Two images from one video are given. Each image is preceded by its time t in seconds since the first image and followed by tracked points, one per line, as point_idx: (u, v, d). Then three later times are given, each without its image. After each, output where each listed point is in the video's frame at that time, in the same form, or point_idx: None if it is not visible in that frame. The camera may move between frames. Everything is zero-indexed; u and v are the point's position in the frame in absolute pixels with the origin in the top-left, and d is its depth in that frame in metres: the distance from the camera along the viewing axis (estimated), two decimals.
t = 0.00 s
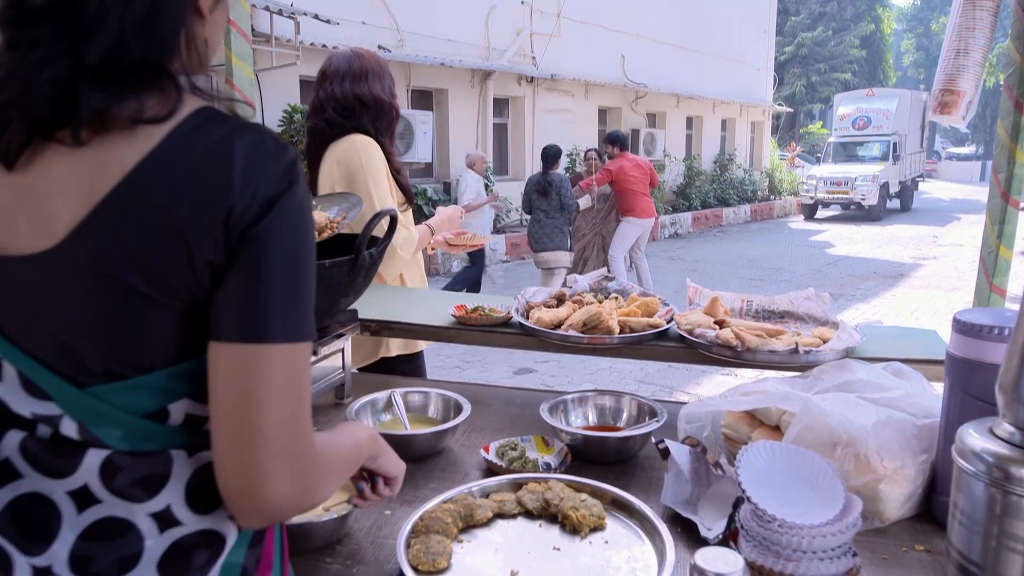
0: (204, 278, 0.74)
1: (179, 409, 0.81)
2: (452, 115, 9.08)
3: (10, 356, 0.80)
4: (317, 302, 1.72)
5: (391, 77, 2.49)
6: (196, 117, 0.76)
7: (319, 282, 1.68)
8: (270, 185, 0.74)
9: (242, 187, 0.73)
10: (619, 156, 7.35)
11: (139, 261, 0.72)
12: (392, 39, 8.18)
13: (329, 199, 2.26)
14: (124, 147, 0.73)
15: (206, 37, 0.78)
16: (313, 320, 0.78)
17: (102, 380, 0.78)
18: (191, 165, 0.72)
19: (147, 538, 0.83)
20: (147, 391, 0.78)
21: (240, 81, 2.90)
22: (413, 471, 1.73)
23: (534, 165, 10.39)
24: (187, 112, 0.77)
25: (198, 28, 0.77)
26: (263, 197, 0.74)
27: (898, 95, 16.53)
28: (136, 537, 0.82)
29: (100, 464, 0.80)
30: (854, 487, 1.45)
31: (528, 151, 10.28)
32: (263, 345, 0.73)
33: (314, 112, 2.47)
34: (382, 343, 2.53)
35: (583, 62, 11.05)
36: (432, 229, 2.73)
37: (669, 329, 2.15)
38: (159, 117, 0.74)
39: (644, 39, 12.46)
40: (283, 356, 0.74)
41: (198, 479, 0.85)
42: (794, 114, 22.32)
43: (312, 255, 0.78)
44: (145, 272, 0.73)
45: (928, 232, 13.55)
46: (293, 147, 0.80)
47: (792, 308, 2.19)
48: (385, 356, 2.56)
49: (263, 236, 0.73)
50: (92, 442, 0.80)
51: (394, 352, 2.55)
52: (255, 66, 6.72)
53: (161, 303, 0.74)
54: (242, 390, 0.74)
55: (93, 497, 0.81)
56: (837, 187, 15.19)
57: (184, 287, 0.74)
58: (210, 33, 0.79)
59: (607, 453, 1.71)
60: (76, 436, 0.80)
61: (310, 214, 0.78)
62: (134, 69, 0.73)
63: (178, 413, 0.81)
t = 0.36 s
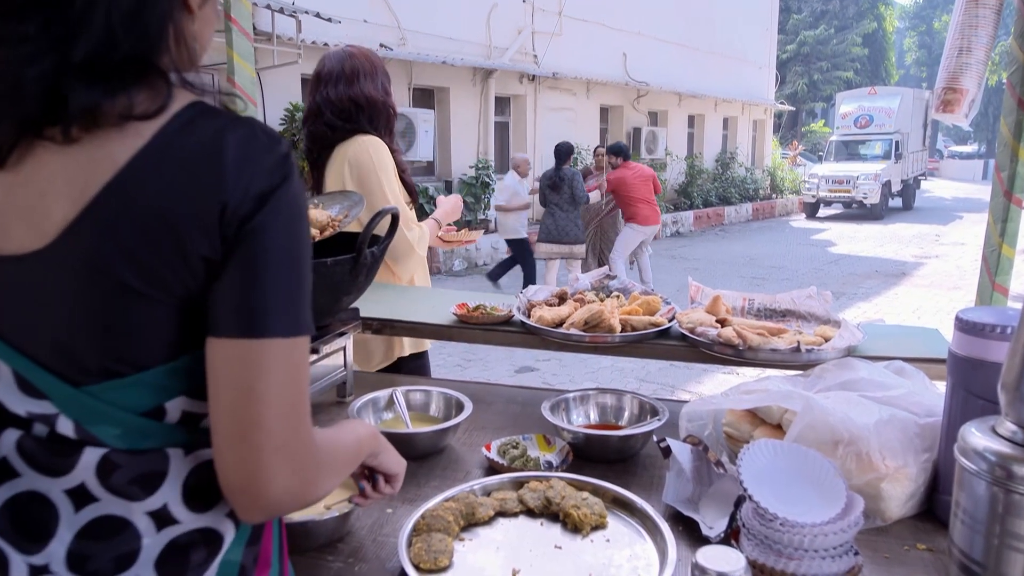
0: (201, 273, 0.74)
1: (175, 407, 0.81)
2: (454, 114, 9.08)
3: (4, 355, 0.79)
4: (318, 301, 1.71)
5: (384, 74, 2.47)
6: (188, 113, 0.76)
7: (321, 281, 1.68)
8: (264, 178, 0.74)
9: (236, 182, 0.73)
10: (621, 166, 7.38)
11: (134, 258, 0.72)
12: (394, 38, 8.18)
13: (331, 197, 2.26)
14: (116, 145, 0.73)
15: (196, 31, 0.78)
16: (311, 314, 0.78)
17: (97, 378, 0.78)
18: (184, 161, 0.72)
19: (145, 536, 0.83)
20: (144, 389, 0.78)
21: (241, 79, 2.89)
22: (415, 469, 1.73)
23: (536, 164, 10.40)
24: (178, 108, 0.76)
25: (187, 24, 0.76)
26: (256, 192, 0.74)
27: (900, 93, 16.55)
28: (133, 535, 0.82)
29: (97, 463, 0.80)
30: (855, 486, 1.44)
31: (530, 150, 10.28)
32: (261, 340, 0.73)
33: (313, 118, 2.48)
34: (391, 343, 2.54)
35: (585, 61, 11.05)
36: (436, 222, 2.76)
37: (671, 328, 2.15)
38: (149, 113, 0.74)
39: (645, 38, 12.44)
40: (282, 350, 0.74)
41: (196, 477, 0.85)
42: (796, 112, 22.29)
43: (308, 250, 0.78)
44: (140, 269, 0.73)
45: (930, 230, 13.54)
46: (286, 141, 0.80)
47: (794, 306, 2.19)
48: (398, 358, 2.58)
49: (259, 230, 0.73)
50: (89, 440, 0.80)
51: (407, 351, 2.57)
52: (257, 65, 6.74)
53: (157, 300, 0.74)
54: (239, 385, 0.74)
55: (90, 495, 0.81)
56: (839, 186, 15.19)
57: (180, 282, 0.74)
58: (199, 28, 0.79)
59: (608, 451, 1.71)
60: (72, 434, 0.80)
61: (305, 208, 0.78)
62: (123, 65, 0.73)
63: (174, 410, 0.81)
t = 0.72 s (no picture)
0: (194, 270, 0.74)
1: (172, 405, 0.81)
2: (455, 112, 9.07)
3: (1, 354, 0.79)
4: (319, 299, 1.71)
5: (392, 73, 2.46)
6: (181, 108, 0.76)
7: (321, 279, 1.68)
8: (257, 174, 0.74)
9: (229, 178, 0.73)
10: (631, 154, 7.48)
11: (128, 256, 0.72)
12: (394, 36, 8.17)
13: (331, 195, 2.27)
14: (108, 142, 0.73)
15: (186, 26, 0.78)
16: (307, 311, 0.78)
17: (93, 377, 0.77)
18: (176, 158, 0.72)
19: (143, 534, 0.83)
20: (140, 387, 0.78)
21: (242, 77, 2.89)
22: (417, 467, 1.73)
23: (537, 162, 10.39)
24: (170, 103, 0.76)
25: (177, 18, 0.76)
26: (249, 189, 0.73)
27: (901, 91, 16.60)
28: (132, 532, 0.82)
29: (94, 461, 0.80)
30: (856, 484, 1.44)
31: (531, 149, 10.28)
32: (257, 338, 0.73)
33: (318, 113, 2.49)
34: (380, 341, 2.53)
35: (586, 59, 11.04)
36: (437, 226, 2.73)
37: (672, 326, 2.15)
38: (140, 109, 0.74)
39: (646, 36, 12.43)
40: (278, 348, 0.74)
41: (194, 475, 0.85)
42: (798, 110, 22.27)
43: (304, 246, 0.78)
44: (134, 266, 0.73)
45: (931, 228, 13.53)
46: (280, 137, 0.80)
47: (795, 304, 2.19)
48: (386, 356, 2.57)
49: (254, 227, 0.73)
50: (85, 439, 0.80)
51: (394, 351, 2.56)
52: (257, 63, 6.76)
53: (152, 298, 0.74)
54: (235, 384, 0.74)
55: (88, 493, 0.81)
56: (839, 184, 15.18)
57: (174, 280, 0.74)
58: (190, 22, 0.78)
59: (609, 449, 1.71)
60: (69, 433, 0.80)
61: (300, 204, 0.78)
62: (114, 62, 0.73)
63: (171, 409, 0.81)
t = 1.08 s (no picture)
0: (190, 269, 0.74)
1: (171, 403, 0.81)
2: (455, 109, 9.06)
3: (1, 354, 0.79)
4: (319, 296, 1.71)
5: (439, 87, 2.48)
6: (177, 104, 0.76)
7: (321, 276, 1.67)
8: (254, 172, 0.74)
9: (224, 174, 0.73)
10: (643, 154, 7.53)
11: (124, 255, 0.72)
12: (394, 33, 8.16)
13: (332, 191, 2.27)
14: (103, 139, 0.73)
15: (184, 21, 0.78)
16: (306, 308, 0.78)
17: (92, 375, 0.77)
18: (172, 155, 0.72)
19: (143, 531, 0.83)
20: (139, 386, 0.78)
21: (242, 74, 2.89)
22: (417, 464, 1.73)
23: (537, 160, 10.39)
24: (165, 99, 0.76)
25: (173, 14, 0.76)
26: (245, 186, 0.73)
27: (901, 88, 16.59)
28: (132, 530, 0.82)
29: (93, 459, 0.80)
30: (857, 482, 1.44)
31: (531, 146, 10.29)
32: (255, 338, 0.73)
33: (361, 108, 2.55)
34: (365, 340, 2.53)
35: (586, 56, 11.02)
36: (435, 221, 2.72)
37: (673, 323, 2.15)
38: (135, 106, 0.74)
39: (646, 33, 12.41)
40: (276, 346, 0.74)
41: (193, 472, 0.85)
42: (798, 107, 22.23)
43: (301, 243, 0.78)
44: (131, 264, 0.73)
45: (931, 226, 13.52)
46: (277, 133, 0.80)
47: (795, 302, 2.18)
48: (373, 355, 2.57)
49: (252, 224, 0.72)
50: (85, 437, 0.80)
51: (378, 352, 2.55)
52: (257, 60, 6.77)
53: (149, 297, 0.74)
54: (233, 382, 0.73)
55: (87, 491, 0.81)
56: (839, 181, 15.17)
57: (171, 278, 0.74)
58: (186, 17, 0.78)
59: (609, 447, 1.71)
60: (68, 431, 0.80)
61: (297, 202, 0.78)
62: (108, 58, 0.72)
63: (170, 407, 0.81)
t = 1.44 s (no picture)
0: (188, 269, 0.74)
1: (171, 403, 0.81)
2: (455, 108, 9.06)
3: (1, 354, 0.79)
4: (320, 294, 1.71)
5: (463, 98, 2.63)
6: (174, 101, 0.75)
7: (321, 275, 1.67)
8: (253, 171, 0.74)
9: (223, 173, 0.72)
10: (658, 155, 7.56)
11: (123, 255, 0.72)
12: (394, 32, 8.15)
13: (331, 190, 2.27)
14: (99, 137, 0.72)
15: (182, 18, 0.77)
16: (306, 308, 0.78)
17: (91, 375, 0.77)
18: (170, 153, 0.72)
19: (144, 530, 0.83)
20: (137, 386, 0.78)
21: (242, 73, 2.89)
22: (418, 462, 1.73)
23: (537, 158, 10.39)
24: (162, 97, 0.76)
25: (170, 11, 0.76)
26: (243, 186, 0.73)
27: (901, 87, 16.58)
28: (132, 530, 0.82)
29: (92, 459, 0.80)
30: (856, 480, 1.44)
31: (531, 145, 10.28)
32: (255, 339, 0.73)
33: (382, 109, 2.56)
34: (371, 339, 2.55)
35: (585, 54, 11.01)
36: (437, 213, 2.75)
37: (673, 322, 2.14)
38: (132, 104, 0.73)
39: (646, 31, 12.40)
40: (276, 347, 0.74)
41: (193, 472, 0.85)
42: (799, 106, 22.20)
43: (300, 242, 0.78)
44: (129, 265, 0.72)
45: (931, 224, 13.52)
46: (275, 132, 0.79)
47: (795, 300, 2.19)
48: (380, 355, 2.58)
49: (251, 223, 0.72)
50: (84, 437, 0.80)
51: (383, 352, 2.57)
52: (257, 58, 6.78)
53: (147, 296, 0.74)
54: (233, 383, 0.73)
55: (87, 491, 0.81)
56: (839, 180, 15.17)
57: (169, 278, 0.74)
58: (184, 15, 0.78)
59: (609, 445, 1.71)
60: (68, 431, 0.80)
61: (296, 200, 0.78)
62: (104, 56, 0.72)
63: (170, 407, 0.81)
